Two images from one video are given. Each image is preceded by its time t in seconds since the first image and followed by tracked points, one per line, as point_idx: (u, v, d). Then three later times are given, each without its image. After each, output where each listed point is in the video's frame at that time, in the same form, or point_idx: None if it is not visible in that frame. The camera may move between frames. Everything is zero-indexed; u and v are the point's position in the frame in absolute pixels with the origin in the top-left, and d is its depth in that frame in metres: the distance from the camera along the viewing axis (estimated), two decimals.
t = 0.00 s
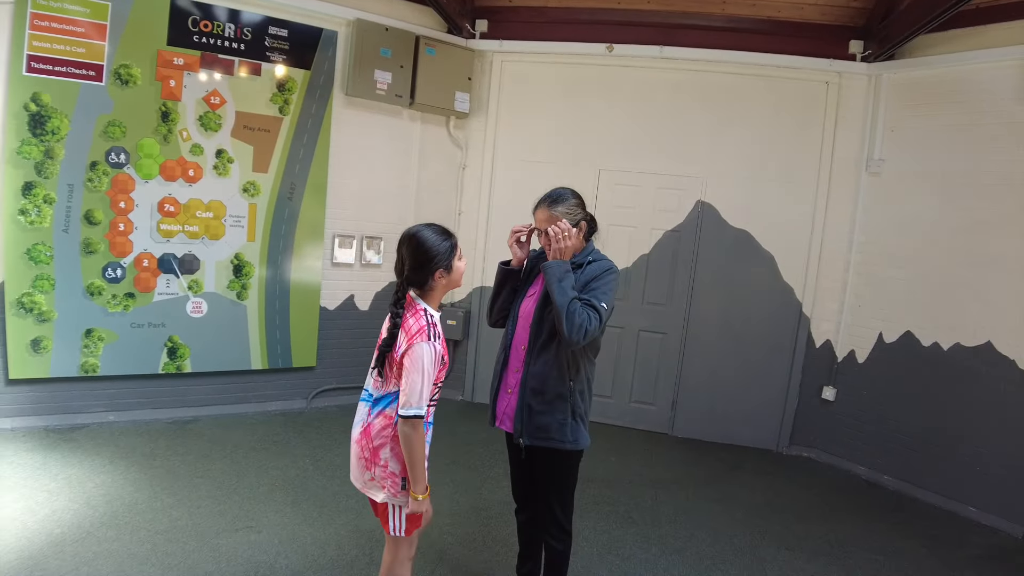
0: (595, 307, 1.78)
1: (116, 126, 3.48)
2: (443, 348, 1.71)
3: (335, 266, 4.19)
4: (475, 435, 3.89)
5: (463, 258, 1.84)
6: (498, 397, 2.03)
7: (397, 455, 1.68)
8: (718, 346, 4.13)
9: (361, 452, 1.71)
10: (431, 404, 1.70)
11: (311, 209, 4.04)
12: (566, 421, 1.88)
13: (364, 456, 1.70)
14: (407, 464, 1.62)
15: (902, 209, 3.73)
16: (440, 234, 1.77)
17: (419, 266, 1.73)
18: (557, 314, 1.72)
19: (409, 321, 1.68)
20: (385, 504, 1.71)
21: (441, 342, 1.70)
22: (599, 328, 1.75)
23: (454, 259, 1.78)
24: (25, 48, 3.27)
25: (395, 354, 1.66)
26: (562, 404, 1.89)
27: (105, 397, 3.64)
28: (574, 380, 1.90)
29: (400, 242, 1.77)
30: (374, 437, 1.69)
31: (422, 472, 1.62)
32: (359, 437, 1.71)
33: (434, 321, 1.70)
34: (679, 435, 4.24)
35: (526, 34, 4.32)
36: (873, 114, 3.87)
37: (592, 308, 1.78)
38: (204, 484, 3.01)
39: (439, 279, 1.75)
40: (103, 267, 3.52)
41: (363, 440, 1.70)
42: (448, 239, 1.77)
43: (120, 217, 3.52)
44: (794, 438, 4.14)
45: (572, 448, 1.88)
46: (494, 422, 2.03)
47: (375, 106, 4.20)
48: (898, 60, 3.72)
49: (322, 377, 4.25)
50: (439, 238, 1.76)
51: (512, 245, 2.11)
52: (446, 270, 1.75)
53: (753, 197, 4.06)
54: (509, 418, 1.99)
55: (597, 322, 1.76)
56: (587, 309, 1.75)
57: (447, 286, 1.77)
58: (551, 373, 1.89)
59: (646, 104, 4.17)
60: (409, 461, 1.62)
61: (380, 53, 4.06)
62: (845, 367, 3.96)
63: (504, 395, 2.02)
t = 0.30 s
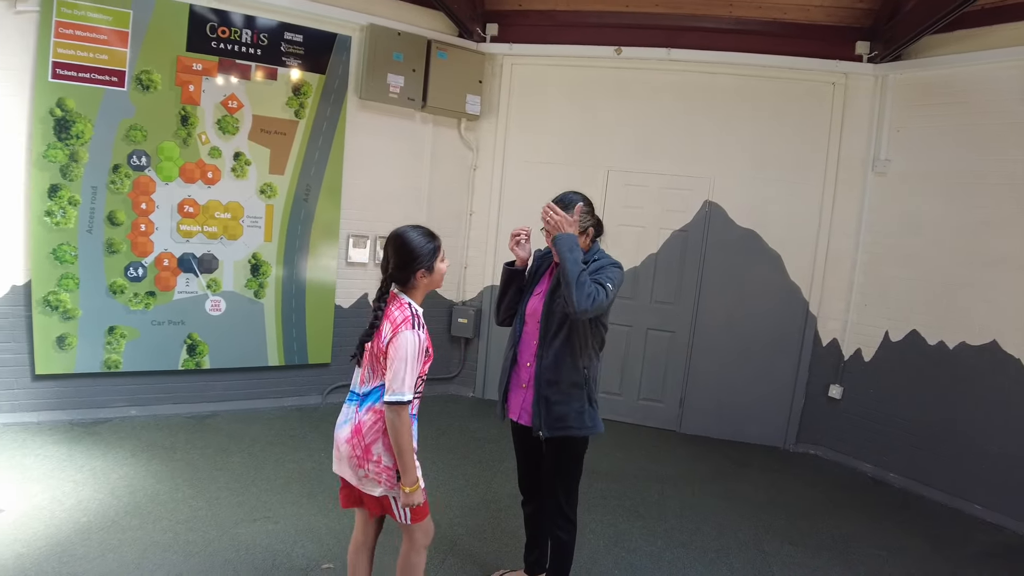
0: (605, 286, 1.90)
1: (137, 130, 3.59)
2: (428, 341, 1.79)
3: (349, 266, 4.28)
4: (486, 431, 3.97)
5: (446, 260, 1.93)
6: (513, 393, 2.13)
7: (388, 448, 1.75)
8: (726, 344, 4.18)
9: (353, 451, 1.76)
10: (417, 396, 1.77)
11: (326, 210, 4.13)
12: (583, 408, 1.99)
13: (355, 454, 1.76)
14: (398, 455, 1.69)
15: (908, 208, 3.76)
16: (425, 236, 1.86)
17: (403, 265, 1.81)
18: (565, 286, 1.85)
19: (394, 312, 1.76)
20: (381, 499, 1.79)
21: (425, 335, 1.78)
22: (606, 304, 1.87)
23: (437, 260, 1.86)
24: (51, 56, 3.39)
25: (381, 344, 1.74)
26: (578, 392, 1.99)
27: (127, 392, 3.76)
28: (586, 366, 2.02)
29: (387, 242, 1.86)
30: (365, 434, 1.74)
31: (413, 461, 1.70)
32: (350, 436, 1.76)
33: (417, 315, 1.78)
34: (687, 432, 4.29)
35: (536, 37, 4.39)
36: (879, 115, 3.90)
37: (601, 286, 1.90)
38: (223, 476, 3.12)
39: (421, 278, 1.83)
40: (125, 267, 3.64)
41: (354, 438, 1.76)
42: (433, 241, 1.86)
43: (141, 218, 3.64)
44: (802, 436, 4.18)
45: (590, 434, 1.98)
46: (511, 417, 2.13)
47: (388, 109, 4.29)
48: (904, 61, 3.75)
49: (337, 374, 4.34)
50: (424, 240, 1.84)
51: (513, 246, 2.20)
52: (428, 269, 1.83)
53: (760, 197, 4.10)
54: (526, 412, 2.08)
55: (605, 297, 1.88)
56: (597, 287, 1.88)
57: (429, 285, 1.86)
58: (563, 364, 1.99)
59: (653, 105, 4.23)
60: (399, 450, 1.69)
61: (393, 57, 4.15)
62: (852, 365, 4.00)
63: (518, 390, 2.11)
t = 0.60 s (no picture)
0: (620, 267, 2.01)
1: (162, 134, 3.71)
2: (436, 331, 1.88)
3: (366, 265, 4.38)
4: (499, 426, 4.05)
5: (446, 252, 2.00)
6: (532, 385, 2.22)
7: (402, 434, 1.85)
8: (737, 342, 4.23)
9: (369, 438, 1.85)
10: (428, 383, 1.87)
11: (343, 211, 4.23)
12: (611, 392, 2.13)
13: (371, 441, 1.85)
14: (409, 442, 1.79)
15: (918, 207, 3.79)
16: (424, 231, 1.92)
17: (404, 260, 1.88)
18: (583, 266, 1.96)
19: (402, 305, 1.84)
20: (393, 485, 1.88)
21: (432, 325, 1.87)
22: (621, 283, 1.97)
23: (438, 254, 1.95)
24: (80, 63, 3.52)
25: (392, 337, 1.81)
26: (604, 378, 2.13)
27: (151, 387, 3.88)
28: (607, 353, 2.16)
29: (388, 238, 1.92)
30: (380, 422, 1.85)
31: (418, 446, 1.78)
32: (365, 425, 1.86)
33: (422, 306, 1.86)
34: (698, 429, 4.34)
35: (548, 40, 4.47)
36: (888, 115, 3.93)
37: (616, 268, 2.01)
38: (245, 468, 3.24)
39: (423, 270, 1.91)
40: (150, 265, 3.76)
41: (370, 426, 1.85)
42: (432, 236, 1.93)
43: (166, 219, 3.76)
44: (812, 433, 4.22)
45: (619, 417, 2.12)
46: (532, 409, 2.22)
47: (403, 112, 4.38)
48: (914, 61, 3.78)
49: (354, 370, 4.44)
50: (424, 235, 1.91)
51: (520, 245, 2.31)
52: (428, 262, 1.91)
53: (770, 196, 4.15)
54: (547, 403, 2.18)
55: (620, 277, 1.98)
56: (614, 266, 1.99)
57: (429, 278, 1.93)
58: (586, 352, 2.12)
59: (664, 106, 4.29)
60: (409, 436, 1.78)
61: (408, 61, 4.24)
62: (862, 363, 4.03)
63: (537, 383, 2.21)
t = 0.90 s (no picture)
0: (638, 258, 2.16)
1: (189, 136, 3.85)
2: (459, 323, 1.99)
3: (385, 263, 4.50)
4: (515, 420, 4.16)
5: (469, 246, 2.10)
6: (553, 375, 2.34)
7: (429, 421, 1.96)
8: (749, 338, 4.30)
9: (396, 424, 1.96)
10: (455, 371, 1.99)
11: (364, 211, 4.36)
12: (628, 377, 2.24)
13: (399, 427, 1.96)
14: (444, 426, 1.93)
15: (927, 205, 3.84)
16: (449, 227, 2.02)
17: (429, 254, 2.00)
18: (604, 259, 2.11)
19: (427, 299, 1.94)
20: (418, 472, 1.97)
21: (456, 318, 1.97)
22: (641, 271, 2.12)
23: (462, 249, 2.04)
24: (112, 69, 3.68)
25: (417, 330, 1.92)
26: (622, 364, 2.24)
27: (179, 381, 4.03)
28: (623, 341, 2.27)
29: (415, 234, 2.03)
30: (407, 409, 1.95)
31: (457, 430, 1.94)
32: (394, 411, 1.97)
33: (447, 299, 1.97)
34: (711, 423, 4.42)
35: (562, 42, 4.57)
36: (898, 114, 3.99)
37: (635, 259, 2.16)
38: (270, 457, 3.40)
39: (448, 264, 2.02)
40: (179, 263, 3.90)
41: (398, 413, 1.96)
42: (456, 232, 2.03)
43: (193, 218, 3.90)
44: (823, 427, 4.28)
45: (638, 400, 2.23)
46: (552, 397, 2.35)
47: (421, 114, 4.50)
48: (923, 61, 3.84)
49: (374, 365, 4.56)
50: (448, 231, 2.01)
51: (533, 244, 2.39)
52: (453, 257, 2.01)
53: (781, 195, 4.22)
54: (568, 391, 2.31)
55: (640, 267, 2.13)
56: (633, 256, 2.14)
57: (454, 272, 2.04)
58: (604, 339, 2.23)
59: (676, 107, 4.37)
60: (444, 421, 1.92)
61: (426, 64, 4.35)
62: (872, 358, 4.09)
63: (556, 373, 2.33)
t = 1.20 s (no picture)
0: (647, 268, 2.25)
1: (210, 137, 3.96)
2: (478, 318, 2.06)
3: (401, 261, 4.59)
4: (527, 415, 4.23)
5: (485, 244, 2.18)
6: (562, 372, 2.46)
7: (453, 412, 2.04)
8: (759, 335, 4.34)
9: (422, 415, 2.04)
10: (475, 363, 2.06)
11: (379, 211, 4.44)
12: (635, 378, 2.35)
13: (424, 417, 2.04)
14: (467, 415, 2.01)
15: (935, 204, 3.87)
16: (467, 226, 2.11)
17: (448, 251, 2.09)
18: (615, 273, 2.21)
19: (447, 295, 2.02)
20: (441, 462, 2.05)
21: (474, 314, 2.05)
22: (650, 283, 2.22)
23: (479, 247, 2.13)
24: (135, 72, 3.79)
25: (438, 325, 2.00)
26: (629, 365, 2.35)
27: (200, 376, 4.13)
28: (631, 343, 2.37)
29: (434, 231, 2.12)
30: (433, 399, 2.03)
31: (480, 421, 2.02)
32: (419, 402, 2.04)
33: (464, 294, 2.06)
34: (721, 419, 4.47)
35: (573, 43, 4.64)
36: (907, 113, 4.02)
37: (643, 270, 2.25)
38: (289, 450, 3.55)
39: (465, 261, 2.10)
40: (199, 261, 4.01)
41: (424, 404, 2.04)
42: (474, 230, 2.12)
43: (214, 217, 4.00)
44: (832, 423, 4.32)
45: (644, 399, 2.34)
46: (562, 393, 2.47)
47: (435, 114, 4.57)
48: (931, 60, 3.87)
49: (389, 361, 4.65)
50: (466, 228, 2.10)
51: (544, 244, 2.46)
52: (471, 255, 2.10)
53: (790, 193, 4.26)
54: (577, 387, 2.44)
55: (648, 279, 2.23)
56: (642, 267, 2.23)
57: (470, 268, 2.13)
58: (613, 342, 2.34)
59: (686, 106, 4.42)
60: (467, 411, 2.00)
61: (440, 66, 4.43)
62: (882, 355, 4.12)
63: (566, 370, 2.45)
